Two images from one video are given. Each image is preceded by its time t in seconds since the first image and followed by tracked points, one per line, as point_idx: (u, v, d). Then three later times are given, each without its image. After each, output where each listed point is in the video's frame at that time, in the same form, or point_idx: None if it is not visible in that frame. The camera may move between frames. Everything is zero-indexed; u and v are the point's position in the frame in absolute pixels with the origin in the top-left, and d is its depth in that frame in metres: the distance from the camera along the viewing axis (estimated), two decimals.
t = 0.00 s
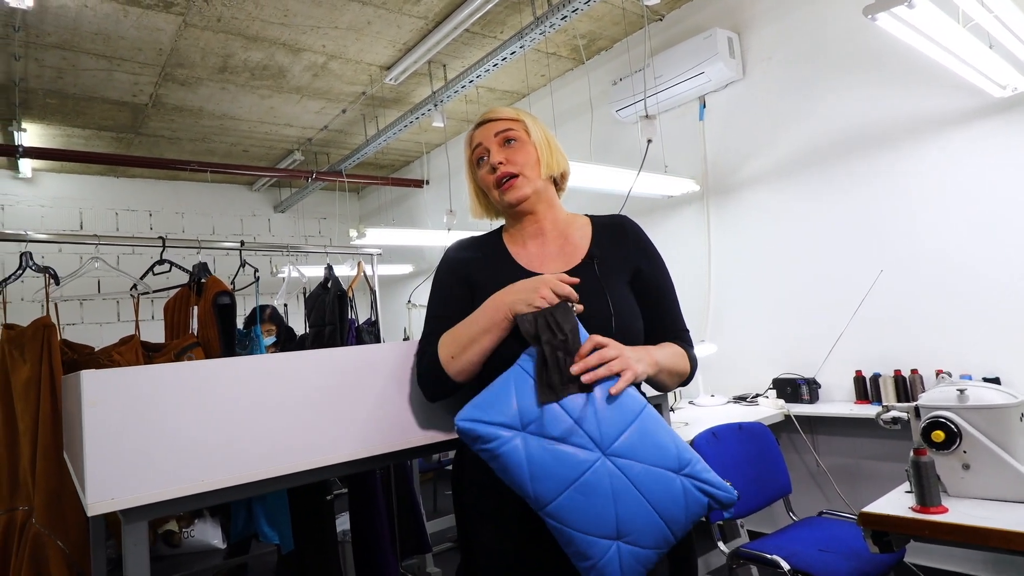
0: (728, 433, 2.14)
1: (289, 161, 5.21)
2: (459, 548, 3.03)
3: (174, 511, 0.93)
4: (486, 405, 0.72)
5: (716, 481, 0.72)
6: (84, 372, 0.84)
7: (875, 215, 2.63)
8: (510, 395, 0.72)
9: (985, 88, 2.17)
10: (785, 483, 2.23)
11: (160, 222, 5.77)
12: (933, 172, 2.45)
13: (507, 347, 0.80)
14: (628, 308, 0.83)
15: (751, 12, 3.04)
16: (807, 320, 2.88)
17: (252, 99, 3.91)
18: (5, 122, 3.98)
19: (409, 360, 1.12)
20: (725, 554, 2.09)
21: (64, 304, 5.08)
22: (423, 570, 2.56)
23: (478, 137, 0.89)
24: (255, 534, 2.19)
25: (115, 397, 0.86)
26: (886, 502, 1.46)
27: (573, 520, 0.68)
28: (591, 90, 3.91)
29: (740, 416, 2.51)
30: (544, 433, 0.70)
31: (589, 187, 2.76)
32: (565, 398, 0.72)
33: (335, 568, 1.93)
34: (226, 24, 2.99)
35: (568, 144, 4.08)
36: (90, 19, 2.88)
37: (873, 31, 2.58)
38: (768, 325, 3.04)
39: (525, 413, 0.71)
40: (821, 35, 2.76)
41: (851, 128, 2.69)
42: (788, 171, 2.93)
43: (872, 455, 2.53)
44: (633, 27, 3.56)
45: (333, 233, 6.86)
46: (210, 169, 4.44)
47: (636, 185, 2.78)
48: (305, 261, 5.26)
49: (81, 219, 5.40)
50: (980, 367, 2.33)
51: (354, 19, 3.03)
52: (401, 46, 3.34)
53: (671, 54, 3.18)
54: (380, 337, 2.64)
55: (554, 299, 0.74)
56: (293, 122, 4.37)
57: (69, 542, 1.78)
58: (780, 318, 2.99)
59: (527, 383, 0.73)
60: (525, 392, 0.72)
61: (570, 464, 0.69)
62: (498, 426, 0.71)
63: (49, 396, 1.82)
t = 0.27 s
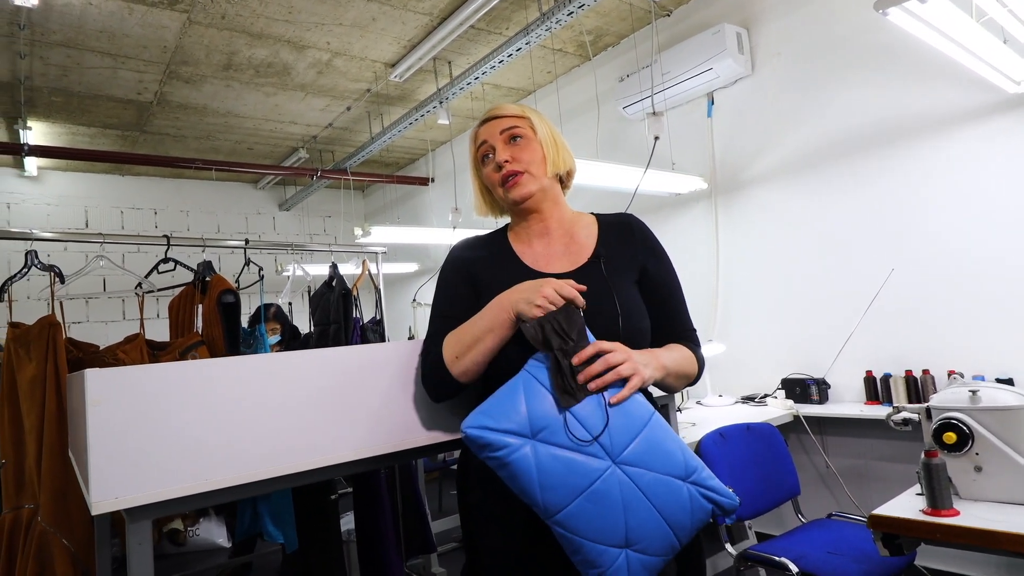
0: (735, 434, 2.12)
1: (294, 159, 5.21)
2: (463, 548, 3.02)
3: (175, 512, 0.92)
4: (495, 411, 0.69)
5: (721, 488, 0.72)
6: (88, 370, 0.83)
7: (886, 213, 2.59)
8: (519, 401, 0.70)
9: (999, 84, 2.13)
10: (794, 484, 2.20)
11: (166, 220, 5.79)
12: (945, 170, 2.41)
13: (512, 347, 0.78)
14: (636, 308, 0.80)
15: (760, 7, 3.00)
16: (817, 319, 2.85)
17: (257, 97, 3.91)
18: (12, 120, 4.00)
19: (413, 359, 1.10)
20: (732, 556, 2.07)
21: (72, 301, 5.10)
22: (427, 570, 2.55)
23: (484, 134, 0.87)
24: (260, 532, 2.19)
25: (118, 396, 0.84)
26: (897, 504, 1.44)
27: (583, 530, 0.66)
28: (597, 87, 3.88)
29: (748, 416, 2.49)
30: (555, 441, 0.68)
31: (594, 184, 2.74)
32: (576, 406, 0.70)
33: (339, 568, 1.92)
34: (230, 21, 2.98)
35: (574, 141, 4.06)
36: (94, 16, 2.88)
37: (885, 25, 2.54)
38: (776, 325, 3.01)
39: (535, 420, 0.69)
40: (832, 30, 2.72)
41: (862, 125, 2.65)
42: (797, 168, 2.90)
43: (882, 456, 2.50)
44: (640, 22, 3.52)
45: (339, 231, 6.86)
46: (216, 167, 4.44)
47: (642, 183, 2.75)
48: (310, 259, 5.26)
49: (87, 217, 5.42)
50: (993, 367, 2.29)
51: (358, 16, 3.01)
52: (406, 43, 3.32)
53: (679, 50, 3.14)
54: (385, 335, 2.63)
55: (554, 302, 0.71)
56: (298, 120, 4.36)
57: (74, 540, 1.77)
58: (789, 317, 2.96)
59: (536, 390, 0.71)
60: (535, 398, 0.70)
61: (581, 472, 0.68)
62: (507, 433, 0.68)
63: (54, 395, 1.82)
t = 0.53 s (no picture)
0: (742, 435, 2.11)
1: (300, 159, 5.22)
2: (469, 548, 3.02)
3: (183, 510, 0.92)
4: (505, 410, 0.68)
5: (724, 487, 0.73)
6: (96, 369, 0.83)
7: (894, 213, 2.58)
8: (530, 401, 0.69)
9: (1007, 83, 2.12)
10: (800, 486, 2.19)
11: (173, 220, 5.81)
12: (953, 170, 2.40)
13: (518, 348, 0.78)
14: (642, 310, 0.80)
15: (768, 6, 2.99)
16: (824, 320, 2.83)
17: (264, 97, 3.92)
18: (21, 120, 4.03)
19: (420, 359, 1.10)
20: (738, 557, 2.06)
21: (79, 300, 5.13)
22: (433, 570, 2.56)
23: (491, 134, 0.86)
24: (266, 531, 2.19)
25: (126, 395, 0.85)
26: (905, 505, 1.43)
27: (594, 530, 0.65)
28: (604, 86, 3.88)
29: (754, 417, 2.48)
30: (565, 440, 0.68)
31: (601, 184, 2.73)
32: (586, 405, 0.70)
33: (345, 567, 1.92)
34: (238, 21, 3.00)
35: (580, 141, 4.05)
36: (103, 17, 2.89)
37: (893, 24, 2.53)
38: (783, 326, 3.00)
39: (546, 418, 0.68)
40: (839, 30, 2.71)
41: (869, 125, 2.64)
42: (804, 168, 2.89)
43: (889, 458, 2.49)
44: (647, 22, 3.52)
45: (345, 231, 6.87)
46: (222, 167, 4.45)
47: (649, 183, 2.75)
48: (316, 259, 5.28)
49: (95, 216, 5.45)
50: (1002, 368, 2.28)
51: (365, 16, 3.02)
52: (413, 43, 3.32)
53: (685, 49, 3.14)
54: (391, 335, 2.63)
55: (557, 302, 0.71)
56: (305, 120, 4.37)
57: (82, 538, 1.77)
58: (796, 318, 2.94)
59: (547, 389, 0.70)
60: (545, 397, 0.69)
61: (592, 471, 0.67)
62: (517, 432, 0.67)
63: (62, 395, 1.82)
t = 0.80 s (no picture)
0: (744, 434, 2.11)
1: (302, 158, 5.23)
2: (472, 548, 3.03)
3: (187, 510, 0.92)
4: (529, 410, 0.65)
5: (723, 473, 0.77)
6: (101, 369, 0.83)
7: (897, 213, 2.58)
8: (552, 399, 0.66)
9: (1010, 84, 2.12)
10: (802, 485, 2.19)
11: (175, 219, 5.81)
12: (956, 169, 2.40)
13: (522, 348, 0.78)
14: (646, 310, 0.81)
15: (771, 6, 2.99)
16: (826, 320, 2.84)
17: (267, 96, 3.92)
18: (24, 119, 4.03)
19: (423, 358, 1.10)
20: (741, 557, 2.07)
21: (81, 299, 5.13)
22: (436, 570, 2.56)
23: (494, 134, 0.87)
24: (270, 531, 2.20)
25: (130, 395, 0.85)
26: (908, 504, 1.43)
27: (624, 525, 0.65)
28: (607, 86, 3.88)
29: (756, 416, 2.48)
30: (591, 437, 0.66)
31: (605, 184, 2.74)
32: (606, 400, 0.69)
33: (348, 566, 1.92)
34: (241, 21, 3.00)
35: (583, 141, 4.06)
36: (107, 17, 2.89)
37: (897, 25, 2.53)
38: (785, 325, 3.00)
39: (571, 416, 0.66)
40: (843, 30, 2.71)
41: (872, 126, 2.64)
42: (807, 168, 2.89)
43: (891, 458, 2.50)
44: (650, 22, 3.52)
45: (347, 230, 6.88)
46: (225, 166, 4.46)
47: (652, 183, 2.75)
48: (317, 258, 5.28)
49: (97, 215, 5.45)
50: (1004, 368, 2.28)
51: (368, 16, 3.02)
52: (416, 42, 3.32)
53: (689, 49, 3.14)
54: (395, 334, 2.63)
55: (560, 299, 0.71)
56: (307, 120, 4.38)
57: (85, 537, 1.79)
58: (798, 318, 2.95)
59: (568, 386, 0.68)
60: (567, 394, 0.67)
61: (619, 467, 0.66)
62: (545, 433, 0.64)
63: (66, 395, 1.82)
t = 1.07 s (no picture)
0: (738, 435, 2.12)
1: (298, 158, 5.21)
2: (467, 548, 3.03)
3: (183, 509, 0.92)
4: (539, 403, 0.64)
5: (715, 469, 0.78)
6: (97, 368, 0.83)
7: (890, 215, 2.60)
8: (560, 392, 0.66)
9: (1002, 88, 2.14)
10: (795, 486, 2.20)
11: (169, 218, 5.78)
12: (948, 172, 2.42)
13: (520, 349, 0.78)
14: (641, 311, 0.81)
15: (766, 9, 3.01)
16: (819, 321, 2.85)
17: (263, 96, 3.91)
18: (17, 118, 4.00)
19: (419, 359, 1.11)
20: (735, 557, 2.07)
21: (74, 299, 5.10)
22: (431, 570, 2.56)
23: (488, 136, 0.87)
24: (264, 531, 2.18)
25: (126, 394, 0.85)
26: (900, 504, 1.44)
27: (632, 518, 0.64)
28: (603, 87, 3.89)
29: (751, 417, 2.49)
30: (600, 430, 0.66)
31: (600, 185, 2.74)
32: (611, 394, 0.70)
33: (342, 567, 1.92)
34: (237, 20, 2.99)
35: (579, 142, 4.06)
36: (102, 15, 2.88)
37: (890, 28, 2.55)
38: (780, 327, 3.02)
39: (580, 410, 0.66)
40: (837, 33, 2.73)
41: (865, 129, 2.66)
42: (801, 170, 2.91)
43: (884, 459, 2.51)
44: (646, 24, 3.54)
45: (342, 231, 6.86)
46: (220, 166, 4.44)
47: (648, 184, 2.76)
48: (312, 259, 5.27)
49: (90, 215, 5.42)
50: (995, 369, 2.30)
51: (365, 16, 3.02)
52: (412, 43, 3.32)
53: (684, 51, 3.15)
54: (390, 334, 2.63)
55: (559, 298, 0.71)
56: (302, 119, 4.37)
57: (77, 537, 1.77)
58: (792, 319, 2.96)
59: (575, 380, 0.68)
60: (577, 388, 0.68)
61: (627, 460, 0.66)
62: (557, 425, 0.63)
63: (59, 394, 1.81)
